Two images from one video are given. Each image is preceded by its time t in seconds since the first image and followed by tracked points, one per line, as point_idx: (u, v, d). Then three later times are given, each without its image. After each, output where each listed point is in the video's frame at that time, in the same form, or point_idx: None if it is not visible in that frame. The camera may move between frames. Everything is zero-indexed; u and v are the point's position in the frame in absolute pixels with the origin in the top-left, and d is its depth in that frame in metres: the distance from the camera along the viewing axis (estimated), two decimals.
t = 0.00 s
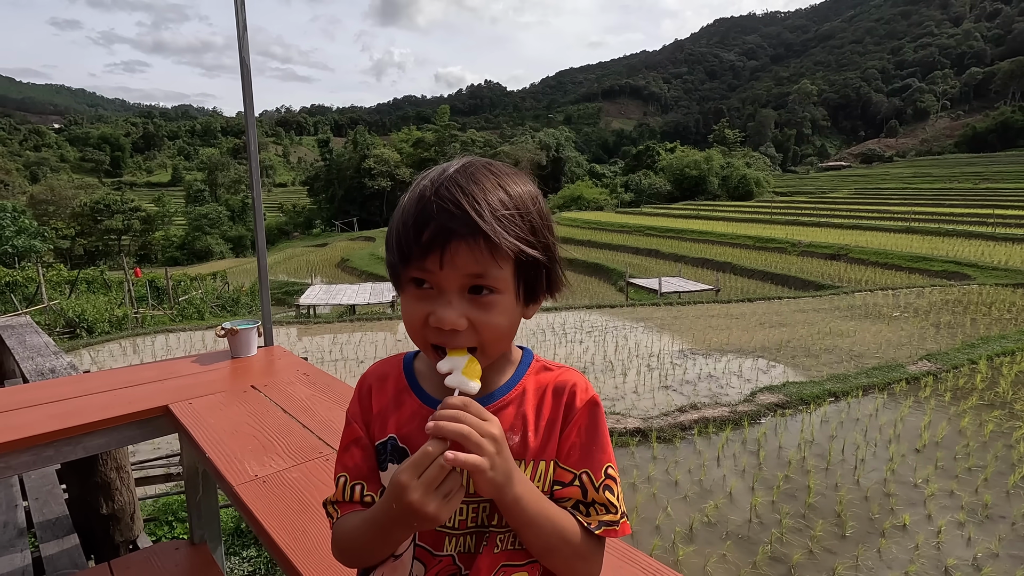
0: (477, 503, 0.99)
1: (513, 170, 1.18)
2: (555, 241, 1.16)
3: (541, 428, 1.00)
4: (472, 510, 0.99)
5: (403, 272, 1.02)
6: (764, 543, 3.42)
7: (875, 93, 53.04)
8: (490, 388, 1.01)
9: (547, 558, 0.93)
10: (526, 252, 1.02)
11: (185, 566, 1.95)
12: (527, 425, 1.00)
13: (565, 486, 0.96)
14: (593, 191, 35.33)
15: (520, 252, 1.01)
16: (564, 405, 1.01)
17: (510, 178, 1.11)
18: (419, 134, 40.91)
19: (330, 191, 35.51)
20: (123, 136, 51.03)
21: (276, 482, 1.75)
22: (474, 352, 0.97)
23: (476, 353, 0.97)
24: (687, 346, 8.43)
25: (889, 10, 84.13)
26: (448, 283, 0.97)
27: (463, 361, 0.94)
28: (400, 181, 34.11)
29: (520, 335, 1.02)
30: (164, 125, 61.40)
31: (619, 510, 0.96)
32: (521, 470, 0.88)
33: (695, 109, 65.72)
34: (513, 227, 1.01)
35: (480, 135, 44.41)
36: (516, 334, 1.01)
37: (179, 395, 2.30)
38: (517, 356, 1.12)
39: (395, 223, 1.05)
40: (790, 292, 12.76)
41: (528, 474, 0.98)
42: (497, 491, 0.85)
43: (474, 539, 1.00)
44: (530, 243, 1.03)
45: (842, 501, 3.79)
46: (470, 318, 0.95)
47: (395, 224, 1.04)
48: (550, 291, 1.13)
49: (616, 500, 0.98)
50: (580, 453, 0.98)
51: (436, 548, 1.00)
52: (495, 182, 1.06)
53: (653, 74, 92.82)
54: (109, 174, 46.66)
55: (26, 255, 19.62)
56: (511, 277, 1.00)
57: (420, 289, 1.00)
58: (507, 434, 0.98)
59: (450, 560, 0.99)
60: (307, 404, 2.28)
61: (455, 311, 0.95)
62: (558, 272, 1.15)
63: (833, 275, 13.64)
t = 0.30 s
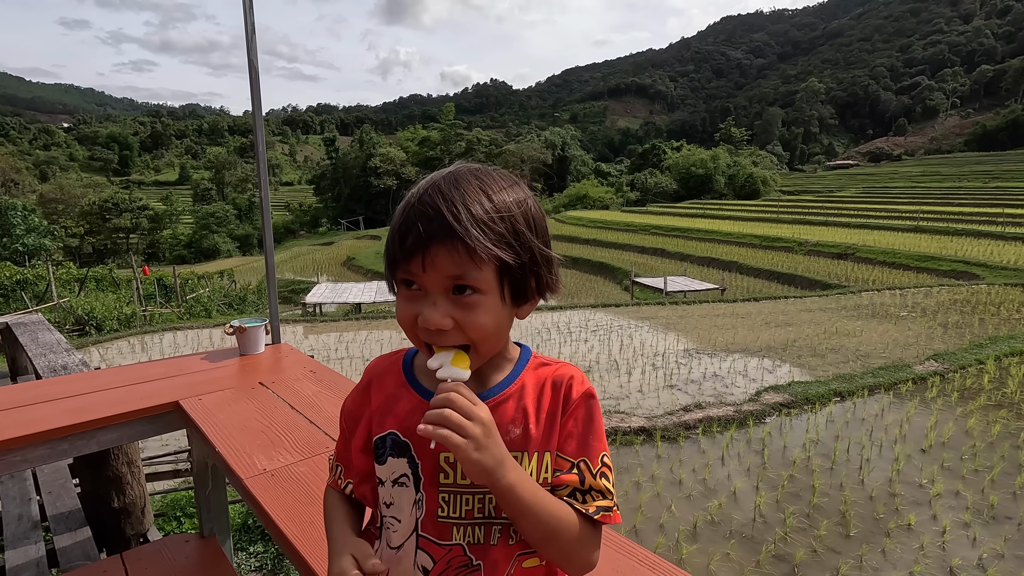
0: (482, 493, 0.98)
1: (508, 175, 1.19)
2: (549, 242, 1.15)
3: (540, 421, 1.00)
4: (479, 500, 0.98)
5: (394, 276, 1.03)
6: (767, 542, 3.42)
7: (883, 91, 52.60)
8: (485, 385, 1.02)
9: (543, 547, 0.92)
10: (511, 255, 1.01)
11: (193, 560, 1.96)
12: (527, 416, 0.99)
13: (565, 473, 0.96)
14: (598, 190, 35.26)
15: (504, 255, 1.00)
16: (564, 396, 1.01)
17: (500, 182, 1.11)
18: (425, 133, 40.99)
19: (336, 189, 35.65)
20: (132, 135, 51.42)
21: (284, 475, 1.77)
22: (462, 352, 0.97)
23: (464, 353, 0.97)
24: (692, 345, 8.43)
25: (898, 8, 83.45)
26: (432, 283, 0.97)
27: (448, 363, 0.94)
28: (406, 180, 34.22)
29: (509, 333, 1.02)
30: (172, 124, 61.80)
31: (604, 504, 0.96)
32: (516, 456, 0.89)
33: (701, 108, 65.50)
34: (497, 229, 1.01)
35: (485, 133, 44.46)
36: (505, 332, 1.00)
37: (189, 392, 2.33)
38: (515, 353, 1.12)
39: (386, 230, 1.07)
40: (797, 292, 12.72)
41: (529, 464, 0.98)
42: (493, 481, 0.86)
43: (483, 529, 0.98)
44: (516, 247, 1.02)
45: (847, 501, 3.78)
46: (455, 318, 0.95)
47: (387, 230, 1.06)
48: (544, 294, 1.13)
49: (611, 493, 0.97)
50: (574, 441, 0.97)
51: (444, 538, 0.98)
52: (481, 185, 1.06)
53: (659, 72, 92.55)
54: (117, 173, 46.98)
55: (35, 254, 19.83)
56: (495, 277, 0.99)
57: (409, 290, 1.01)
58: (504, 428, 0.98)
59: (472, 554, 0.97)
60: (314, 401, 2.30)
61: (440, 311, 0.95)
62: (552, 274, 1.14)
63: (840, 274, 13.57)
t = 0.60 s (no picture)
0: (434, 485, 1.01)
1: (487, 174, 1.19)
2: (520, 236, 1.14)
3: (499, 419, 0.97)
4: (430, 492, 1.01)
5: (367, 272, 1.05)
6: (775, 543, 3.41)
7: (898, 88, 51.94)
8: (454, 375, 1.01)
9: (495, 545, 0.87)
10: (480, 246, 1.01)
11: (201, 554, 1.97)
12: (483, 412, 0.98)
13: (519, 471, 0.89)
14: (608, 188, 35.13)
15: (471, 245, 1.00)
16: (523, 391, 0.97)
17: (473, 179, 1.11)
18: (434, 131, 41.05)
19: (346, 187, 35.80)
20: (145, 134, 51.90)
21: (289, 472, 1.78)
22: (430, 342, 0.97)
23: (432, 345, 0.97)
24: (701, 344, 8.39)
25: (914, 4, 82.27)
26: (398, 274, 0.98)
27: (418, 355, 0.95)
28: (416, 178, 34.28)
29: (477, 323, 1.01)
30: (184, 123, 62.29)
31: (572, 497, 0.88)
32: (468, 449, 0.85)
33: (712, 106, 65.03)
34: (464, 221, 1.00)
35: (495, 132, 44.43)
36: (474, 322, 1.00)
37: (196, 389, 2.36)
38: (489, 347, 1.12)
39: (360, 224, 1.07)
40: (808, 291, 12.59)
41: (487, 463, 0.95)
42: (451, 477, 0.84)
43: (426, 525, 1.01)
44: (486, 239, 1.03)
45: (856, 502, 3.75)
46: (423, 308, 0.96)
47: (359, 227, 1.06)
48: (515, 288, 1.12)
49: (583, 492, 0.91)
50: (538, 439, 0.91)
51: (388, 530, 1.05)
52: (450, 181, 1.06)
53: (670, 70, 91.99)
54: (131, 171, 47.52)
55: (51, 251, 20.15)
56: (463, 267, 0.99)
57: (379, 284, 1.02)
58: (463, 420, 0.98)
59: (411, 549, 1.01)
60: (318, 398, 2.32)
61: (407, 301, 0.96)
62: (523, 267, 1.14)
63: (852, 274, 13.42)
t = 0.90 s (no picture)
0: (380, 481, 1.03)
1: (459, 177, 1.17)
2: (481, 235, 1.12)
3: (453, 412, 0.95)
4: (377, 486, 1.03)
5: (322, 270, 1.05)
6: (787, 543, 3.39)
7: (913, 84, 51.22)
8: (401, 367, 0.99)
9: (423, 536, 0.82)
10: (421, 241, 0.98)
11: (218, 550, 1.96)
12: (438, 405, 0.97)
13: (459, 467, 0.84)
14: (618, 185, 35.02)
15: (414, 239, 0.98)
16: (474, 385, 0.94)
17: (428, 179, 1.08)
18: (444, 129, 41.14)
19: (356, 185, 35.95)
20: (158, 132, 52.44)
21: (305, 469, 1.80)
22: (376, 336, 0.96)
23: (378, 339, 0.96)
24: (711, 343, 8.33)
25: None
26: (343, 268, 0.97)
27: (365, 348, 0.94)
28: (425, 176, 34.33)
29: (426, 317, 0.98)
30: (196, 121, 62.89)
31: (507, 494, 0.80)
32: (402, 442, 0.84)
33: (724, 103, 64.50)
34: (409, 217, 0.98)
35: (505, 129, 44.41)
36: (419, 317, 0.97)
37: (213, 386, 2.39)
38: (458, 342, 1.10)
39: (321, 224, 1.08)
40: (820, 290, 12.47)
41: (433, 458, 0.96)
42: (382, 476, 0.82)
43: (376, 517, 1.03)
44: (435, 236, 0.99)
45: (869, 503, 3.72)
46: (365, 301, 0.94)
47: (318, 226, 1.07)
48: (475, 288, 1.09)
49: (535, 490, 0.84)
50: (481, 433, 0.87)
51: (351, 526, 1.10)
52: (401, 179, 1.05)
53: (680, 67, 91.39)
54: (144, 169, 48.05)
55: (68, 248, 20.47)
56: (405, 261, 0.96)
57: (332, 282, 1.02)
58: (414, 416, 0.99)
59: (365, 547, 1.03)
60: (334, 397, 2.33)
61: (350, 295, 0.94)
62: (484, 267, 1.10)
63: (865, 273, 13.28)
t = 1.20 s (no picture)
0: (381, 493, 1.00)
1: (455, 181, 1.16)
2: (482, 233, 1.11)
3: (453, 421, 0.93)
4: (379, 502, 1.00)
5: (321, 274, 1.02)
6: (800, 543, 3.38)
7: (927, 79, 50.49)
8: (403, 372, 0.97)
9: (421, 549, 0.80)
10: (429, 240, 0.97)
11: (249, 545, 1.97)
12: (437, 414, 0.95)
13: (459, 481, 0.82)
14: (627, 182, 34.87)
15: (420, 241, 0.97)
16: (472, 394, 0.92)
17: (433, 182, 1.08)
18: (452, 126, 41.17)
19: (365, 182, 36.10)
20: (170, 130, 52.90)
21: (335, 464, 1.82)
22: (383, 340, 0.95)
23: (384, 343, 0.95)
24: (722, 341, 8.29)
25: None
26: (349, 272, 0.95)
27: (371, 355, 0.92)
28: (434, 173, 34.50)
29: (432, 320, 0.97)
30: (208, 119, 63.35)
31: (504, 506, 0.79)
32: (399, 452, 0.82)
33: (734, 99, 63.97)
34: (414, 218, 0.97)
35: (514, 126, 44.35)
36: (426, 318, 0.96)
37: (239, 382, 2.41)
38: (458, 347, 1.09)
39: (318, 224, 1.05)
40: (833, 287, 12.35)
41: (431, 468, 0.94)
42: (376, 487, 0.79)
43: (379, 530, 1.00)
44: (442, 237, 0.99)
45: (883, 502, 3.69)
46: (373, 305, 0.93)
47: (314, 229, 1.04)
48: (478, 287, 1.09)
49: (537, 502, 0.82)
50: (481, 441, 0.85)
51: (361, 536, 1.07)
52: (403, 180, 1.04)
53: (690, 63, 90.71)
54: (156, 167, 48.54)
55: (83, 246, 20.77)
56: (412, 262, 0.95)
57: (333, 284, 1.00)
58: (411, 429, 0.97)
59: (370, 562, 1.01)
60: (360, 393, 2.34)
61: (357, 298, 0.93)
62: (485, 271, 1.10)
63: (878, 270, 13.13)
